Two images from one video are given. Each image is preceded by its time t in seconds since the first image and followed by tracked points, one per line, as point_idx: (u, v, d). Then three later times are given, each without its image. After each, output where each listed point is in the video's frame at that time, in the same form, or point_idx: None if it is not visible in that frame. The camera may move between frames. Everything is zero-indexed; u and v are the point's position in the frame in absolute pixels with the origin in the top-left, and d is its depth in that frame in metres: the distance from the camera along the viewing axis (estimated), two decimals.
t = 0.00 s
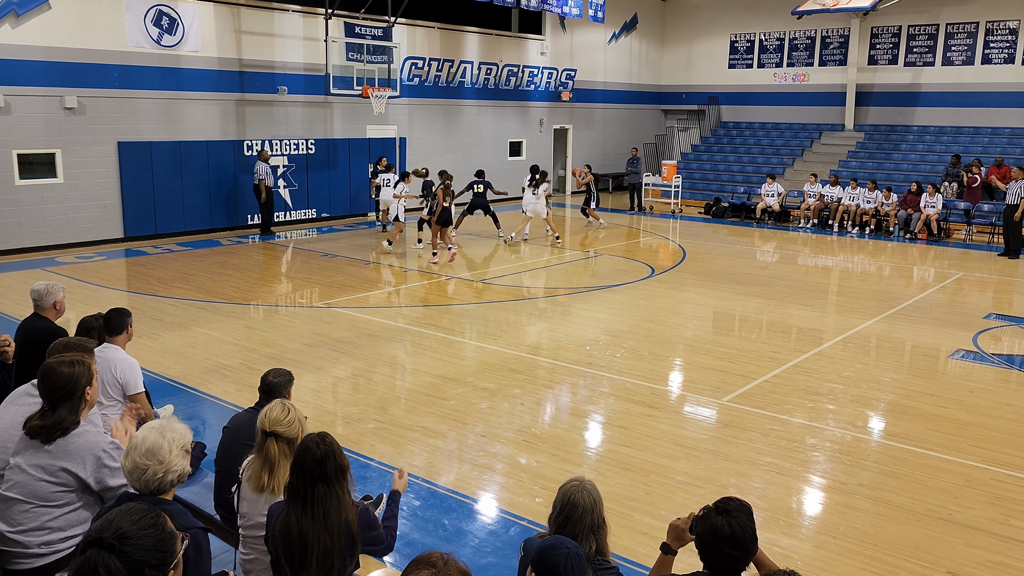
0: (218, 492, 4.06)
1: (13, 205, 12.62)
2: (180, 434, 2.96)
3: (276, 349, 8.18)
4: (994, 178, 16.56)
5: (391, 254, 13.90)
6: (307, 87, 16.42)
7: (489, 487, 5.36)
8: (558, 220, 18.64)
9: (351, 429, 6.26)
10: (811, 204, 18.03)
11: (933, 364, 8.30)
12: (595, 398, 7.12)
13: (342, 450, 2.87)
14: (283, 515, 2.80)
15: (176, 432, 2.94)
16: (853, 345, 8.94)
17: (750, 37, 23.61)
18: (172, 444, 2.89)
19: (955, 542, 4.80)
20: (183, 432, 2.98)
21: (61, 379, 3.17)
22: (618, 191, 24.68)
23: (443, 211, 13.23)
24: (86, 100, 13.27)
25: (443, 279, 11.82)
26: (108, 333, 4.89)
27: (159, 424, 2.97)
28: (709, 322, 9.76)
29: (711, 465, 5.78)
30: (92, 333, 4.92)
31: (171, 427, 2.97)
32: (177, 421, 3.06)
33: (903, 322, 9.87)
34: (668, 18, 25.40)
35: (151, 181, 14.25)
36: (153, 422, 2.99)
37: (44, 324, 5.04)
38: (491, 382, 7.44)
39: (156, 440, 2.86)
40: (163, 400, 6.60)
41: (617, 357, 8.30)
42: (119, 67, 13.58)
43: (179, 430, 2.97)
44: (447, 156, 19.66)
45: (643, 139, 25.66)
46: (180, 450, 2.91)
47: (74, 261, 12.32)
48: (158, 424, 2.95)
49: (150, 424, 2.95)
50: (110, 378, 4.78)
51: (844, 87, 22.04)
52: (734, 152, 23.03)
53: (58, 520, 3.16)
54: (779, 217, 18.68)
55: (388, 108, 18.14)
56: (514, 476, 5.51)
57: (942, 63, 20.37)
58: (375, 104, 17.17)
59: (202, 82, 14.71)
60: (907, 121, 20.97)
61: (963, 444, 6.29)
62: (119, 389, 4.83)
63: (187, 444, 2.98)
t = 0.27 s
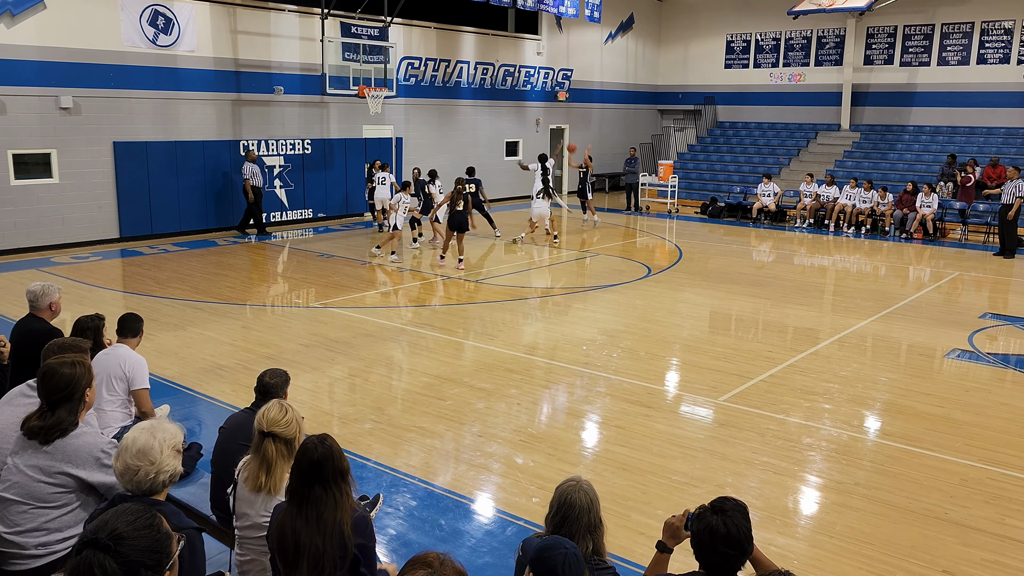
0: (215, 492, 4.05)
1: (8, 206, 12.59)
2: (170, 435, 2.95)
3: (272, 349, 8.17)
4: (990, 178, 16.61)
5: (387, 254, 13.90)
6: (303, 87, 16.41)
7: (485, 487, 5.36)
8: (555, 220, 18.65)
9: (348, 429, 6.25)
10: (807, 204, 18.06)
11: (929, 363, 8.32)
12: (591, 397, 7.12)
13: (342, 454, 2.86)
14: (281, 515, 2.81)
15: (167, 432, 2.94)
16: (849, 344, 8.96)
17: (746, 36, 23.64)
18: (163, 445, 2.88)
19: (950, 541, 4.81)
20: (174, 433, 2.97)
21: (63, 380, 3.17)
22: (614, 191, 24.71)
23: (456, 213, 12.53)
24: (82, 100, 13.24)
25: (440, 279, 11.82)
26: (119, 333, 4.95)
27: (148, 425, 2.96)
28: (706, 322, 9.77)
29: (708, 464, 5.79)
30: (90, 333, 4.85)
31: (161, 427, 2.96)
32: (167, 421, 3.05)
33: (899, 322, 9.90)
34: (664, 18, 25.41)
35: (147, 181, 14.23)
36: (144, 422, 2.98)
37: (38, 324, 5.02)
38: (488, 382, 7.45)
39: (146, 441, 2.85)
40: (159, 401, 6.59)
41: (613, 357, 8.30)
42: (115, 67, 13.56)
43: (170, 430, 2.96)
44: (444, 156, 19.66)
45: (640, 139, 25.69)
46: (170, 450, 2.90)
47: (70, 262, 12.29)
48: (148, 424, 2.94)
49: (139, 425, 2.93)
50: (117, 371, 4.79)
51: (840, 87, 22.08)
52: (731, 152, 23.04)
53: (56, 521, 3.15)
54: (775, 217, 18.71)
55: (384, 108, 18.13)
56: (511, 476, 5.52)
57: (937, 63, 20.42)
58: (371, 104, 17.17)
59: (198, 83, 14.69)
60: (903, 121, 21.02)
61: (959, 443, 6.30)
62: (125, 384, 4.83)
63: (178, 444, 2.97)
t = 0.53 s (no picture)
0: (212, 492, 4.05)
1: (5, 206, 12.56)
2: (163, 435, 2.95)
3: (270, 349, 8.17)
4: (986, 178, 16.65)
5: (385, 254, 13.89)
6: (300, 87, 16.40)
7: (483, 487, 5.36)
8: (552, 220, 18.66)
9: (345, 430, 6.25)
10: (804, 204, 18.07)
11: (925, 363, 8.33)
12: (589, 397, 7.12)
13: (349, 460, 2.85)
14: (283, 517, 2.81)
15: (160, 433, 2.93)
16: (846, 344, 8.97)
17: (742, 37, 23.67)
18: (156, 445, 2.88)
19: (947, 540, 4.82)
20: (167, 433, 2.97)
21: (81, 381, 3.20)
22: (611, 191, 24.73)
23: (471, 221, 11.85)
24: (79, 100, 13.23)
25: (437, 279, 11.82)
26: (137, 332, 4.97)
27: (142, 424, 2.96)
28: (703, 322, 9.78)
29: (705, 464, 5.80)
30: (86, 334, 4.82)
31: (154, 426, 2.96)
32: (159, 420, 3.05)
33: (896, 321, 9.91)
34: (661, 18, 25.44)
35: (144, 181, 14.21)
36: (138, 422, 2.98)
37: (35, 325, 5.01)
38: (485, 382, 7.44)
39: (138, 442, 2.85)
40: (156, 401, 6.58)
41: (611, 357, 8.30)
42: (111, 67, 13.54)
43: (163, 430, 2.96)
44: (441, 156, 19.66)
45: (637, 139, 25.71)
46: (163, 450, 2.90)
47: (67, 262, 12.26)
48: (141, 424, 2.94)
49: (132, 425, 2.93)
50: (136, 366, 4.79)
51: (837, 87, 22.11)
52: (728, 152, 23.05)
53: (60, 521, 3.15)
54: (772, 217, 18.74)
55: (381, 108, 18.12)
56: (508, 476, 5.51)
57: (933, 63, 20.45)
58: (368, 104, 17.15)
59: (195, 83, 14.67)
60: (899, 121, 21.05)
61: (955, 443, 6.31)
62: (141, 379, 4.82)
63: (171, 444, 2.96)
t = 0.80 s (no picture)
0: (210, 493, 4.04)
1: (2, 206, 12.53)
2: (160, 436, 2.94)
3: (268, 349, 8.16)
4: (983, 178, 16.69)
5: (383, 254, 13.89)
6: (298, 87, 16.39)
7: (481, 487, 5.36)
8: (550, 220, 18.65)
9: (343, 430, 6.25)
10: (801, 204, 18.08)
11: (923, 363, 8.34)
12: (586, 397, 7.12)
13: (351, 465, 2.84)
14: (284, 519, 2.79)
15: (156, 433, 2.92)
16: (844, 344, 8.98)
17: (740, 36, 23.68)
18: (152, 447, 2.87)
19: (944, 540, 4.83)
20: (163, 434, 2.96)
21: (94, 382, 3.19)
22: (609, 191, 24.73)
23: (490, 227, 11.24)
24: (76, 100, 13.21)
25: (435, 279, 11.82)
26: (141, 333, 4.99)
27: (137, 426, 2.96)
28: (701, 321, 9.78)
29: (703, 464, 5.80)
30: (82, 335, 4.82)
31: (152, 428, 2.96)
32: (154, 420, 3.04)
33: (893, 321, 9.92)
34: (659, 18, 25.45)
35: (141, 181, 14.19)
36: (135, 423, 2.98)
37: (34, 325, 5.01)
38: (483, 382, 7.44)
39: (136, 443, 2.84)
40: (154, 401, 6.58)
41: (609, 357, 8.31)
42: (108, 68, 13.52)
43: (159, 432, 2.95)
44: (439, 156, 19.65)
45: (635, 139, 25.72)
46: (161, 451, 2.90)
47: (64, 262, 12.24)
48: (137, 425, 2.93)
49: (128, 426, 2.92)
50: (139, 366, 4.79)
51: (834, 87, 22.13)
52: (726, 152, 23.06)
53: (65, 515, 3.15)
54: (770, 217, 18.75)
55: (379, 108, 18.12)
56: (506, 476, 5.51)
57: (931, 63, 20.47)
58: (366, 104, 17.13)
59: (192, 83, 14.66)
60: (896, 121, 21.07)
61: (952, 442, 6.32)
62: (144, 379, 4.83)
63: (167, 445, 2.96)
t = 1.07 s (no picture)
0: (208, 493, 4.04)
1: None
2: (159, 436, 2.94)
3: (266, 349, 8.16)
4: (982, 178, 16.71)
5: (381, 254, 13.89)
6: (297, 87, 16.38)
7: (479, 487, 5.36)
8: (548, 219, 18.66)
9: (341, 430, 6.25)
10: (799, 204, 18.08)
11: (921, 363, 8.35)
12: (585, 397, 7.12)
13: (350, 468, 2.84)
14: (281, 521, 2.78)
15: (156, 434, 2.92)
16: (842, 344, 8.98)
17: (738, 36, 23.68)
18: (152, 447, 2.87)
19: (942, 539, 4.83)
20: (163, 435, 2.96)
21: (90, 382, 3.19)
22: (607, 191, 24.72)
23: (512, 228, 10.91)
24: (74, 100, 13.20)
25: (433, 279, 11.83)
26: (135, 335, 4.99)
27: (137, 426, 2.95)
28: (700, 321, 9.78)
29: (702, 464, 5.80)
30: (79, 335, 4.81)
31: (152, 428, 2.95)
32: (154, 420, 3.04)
33: (892, 321, 9.93)
34: (657, 18, 25.46)
35: (139, 181, 14.18)
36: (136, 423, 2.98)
37: (31, 325, 5.00)
38: (481, 382, 7.44)
39: (135, 444, 2.84)
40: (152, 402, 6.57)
41: (607, 357, 8.31)
42: (106, 68, 13.51)
43: (158, 432, 2.95)
44: (437, 156, 19.65)
45: (633, 139, 25.73)
46: (160, 451, 2.90)
47: (62, 262, 12.22)
48: (137, 426, 2.93)
49: (127, 426, 2.92)
50: (137, 367, 4.79)
51: (832, 87, 22.14)
52: (724, 152, 23.06)
53: (62, 514, 3.14)
54: (768, 217, 18.75)
55: (377, 108, 18.12)
56: (505, 476, 5.51)
57: (929, 63, 20.49)
58: (364, 104, 17.11)
59: (190, 83, 14.64)
60: (895, 121, 21.09)
61: (950, 442, 6.33)
62: (140, 379, 4.81)
63: (167, 445, 2.96)
